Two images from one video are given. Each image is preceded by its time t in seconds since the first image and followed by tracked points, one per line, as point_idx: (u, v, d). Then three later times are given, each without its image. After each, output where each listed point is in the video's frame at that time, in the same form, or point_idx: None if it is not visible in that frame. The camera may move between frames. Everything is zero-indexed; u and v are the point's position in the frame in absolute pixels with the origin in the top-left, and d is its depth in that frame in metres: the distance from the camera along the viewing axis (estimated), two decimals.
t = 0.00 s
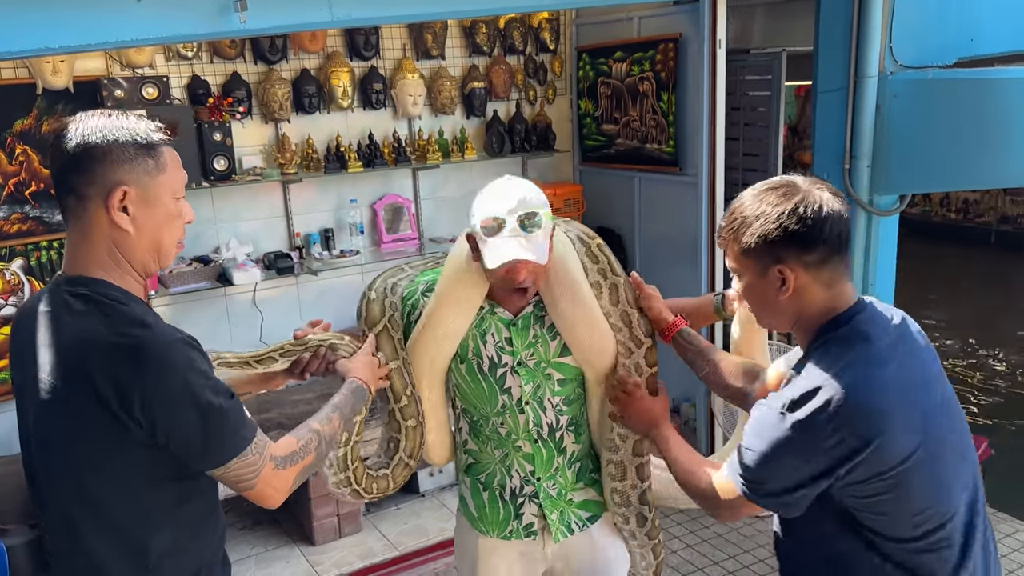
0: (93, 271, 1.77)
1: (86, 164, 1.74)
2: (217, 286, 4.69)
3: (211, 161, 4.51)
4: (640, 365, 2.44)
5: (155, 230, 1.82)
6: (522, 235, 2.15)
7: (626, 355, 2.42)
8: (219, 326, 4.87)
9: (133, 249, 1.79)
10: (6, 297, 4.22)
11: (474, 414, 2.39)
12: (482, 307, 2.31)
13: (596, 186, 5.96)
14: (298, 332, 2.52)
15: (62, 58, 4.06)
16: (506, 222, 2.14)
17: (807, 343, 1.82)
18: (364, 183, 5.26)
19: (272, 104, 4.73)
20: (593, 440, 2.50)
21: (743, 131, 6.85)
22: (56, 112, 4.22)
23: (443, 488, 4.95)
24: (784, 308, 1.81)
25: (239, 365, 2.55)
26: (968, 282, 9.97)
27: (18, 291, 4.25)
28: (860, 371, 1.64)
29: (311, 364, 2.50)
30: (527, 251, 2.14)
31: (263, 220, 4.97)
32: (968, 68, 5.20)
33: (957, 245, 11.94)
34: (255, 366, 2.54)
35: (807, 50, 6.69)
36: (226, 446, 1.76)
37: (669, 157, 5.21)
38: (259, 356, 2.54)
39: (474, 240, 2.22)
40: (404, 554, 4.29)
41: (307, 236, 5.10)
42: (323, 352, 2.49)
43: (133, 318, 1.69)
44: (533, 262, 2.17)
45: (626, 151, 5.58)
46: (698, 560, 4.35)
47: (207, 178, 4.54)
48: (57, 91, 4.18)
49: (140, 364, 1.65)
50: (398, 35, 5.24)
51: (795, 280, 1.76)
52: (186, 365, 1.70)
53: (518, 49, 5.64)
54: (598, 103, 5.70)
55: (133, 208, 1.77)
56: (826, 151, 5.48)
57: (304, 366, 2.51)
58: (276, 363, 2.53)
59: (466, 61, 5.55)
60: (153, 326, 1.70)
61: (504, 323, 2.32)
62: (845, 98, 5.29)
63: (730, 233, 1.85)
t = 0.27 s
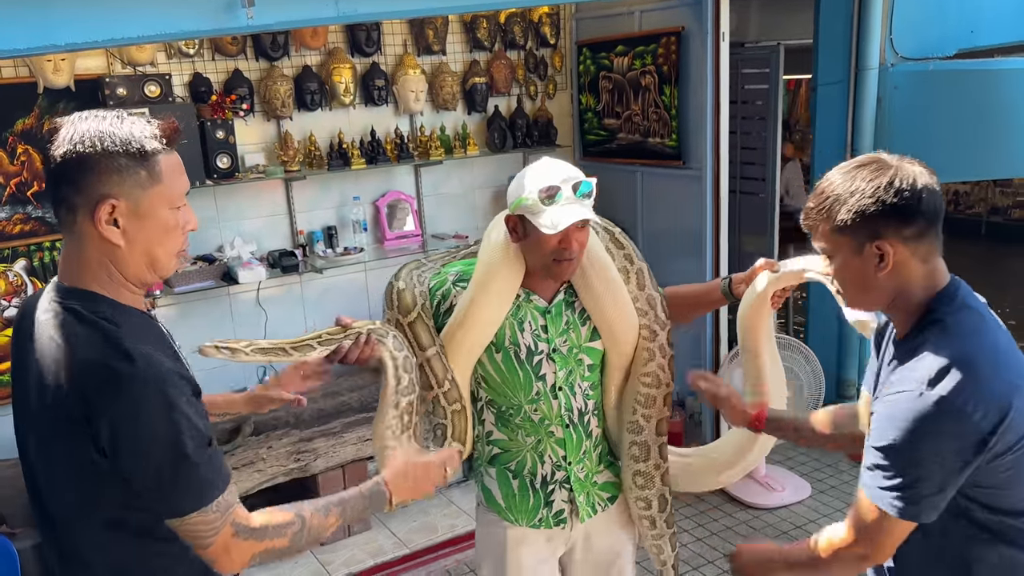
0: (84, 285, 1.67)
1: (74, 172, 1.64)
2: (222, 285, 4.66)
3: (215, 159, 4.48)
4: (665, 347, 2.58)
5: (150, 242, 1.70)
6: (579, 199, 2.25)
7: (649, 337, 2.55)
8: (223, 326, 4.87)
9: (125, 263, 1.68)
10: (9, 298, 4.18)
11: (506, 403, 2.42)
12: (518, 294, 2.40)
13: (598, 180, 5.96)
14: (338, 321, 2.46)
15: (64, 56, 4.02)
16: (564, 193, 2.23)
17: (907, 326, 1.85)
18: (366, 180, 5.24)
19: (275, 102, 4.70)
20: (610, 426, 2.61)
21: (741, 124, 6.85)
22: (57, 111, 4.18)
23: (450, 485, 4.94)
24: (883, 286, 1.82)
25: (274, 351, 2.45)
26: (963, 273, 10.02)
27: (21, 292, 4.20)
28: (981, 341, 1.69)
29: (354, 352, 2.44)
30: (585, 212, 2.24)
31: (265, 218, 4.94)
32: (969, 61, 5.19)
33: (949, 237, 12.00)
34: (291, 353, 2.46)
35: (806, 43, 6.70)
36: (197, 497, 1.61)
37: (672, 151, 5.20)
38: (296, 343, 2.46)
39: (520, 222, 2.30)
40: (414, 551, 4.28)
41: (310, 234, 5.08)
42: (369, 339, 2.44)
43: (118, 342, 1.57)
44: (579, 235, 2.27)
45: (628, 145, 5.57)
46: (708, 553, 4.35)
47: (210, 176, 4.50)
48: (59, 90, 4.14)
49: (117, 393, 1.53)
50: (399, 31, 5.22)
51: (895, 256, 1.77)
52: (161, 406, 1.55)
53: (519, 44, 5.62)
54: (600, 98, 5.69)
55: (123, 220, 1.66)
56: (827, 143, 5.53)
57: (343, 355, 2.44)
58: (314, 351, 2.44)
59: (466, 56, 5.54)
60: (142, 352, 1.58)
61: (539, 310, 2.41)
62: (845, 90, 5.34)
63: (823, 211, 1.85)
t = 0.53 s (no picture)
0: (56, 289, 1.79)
1: (35, 189, 1.76)
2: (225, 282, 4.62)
3: (216, 156, 4.44)
4: (665, 326, 2.67)
5: (111, 249, 1.79)
6: (583, 180, 2.24)
7: (650, 320, 2.64)
8: (224, 325, 4.89)
9: (88, 270, 1.78)
10: (11, 298, 4.15)
11: (520, 389, 2.39)
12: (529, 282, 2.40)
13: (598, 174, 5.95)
14: (393, 290, 2.20)
15: (63, 52, 3.97)
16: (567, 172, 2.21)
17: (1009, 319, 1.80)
18: (368, 176, 5.21)
19: (275, 97, 4.67)
20: (620, 411, 2.73)
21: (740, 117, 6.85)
22: (57, 108, 4.14)
23: (456, 481, 4.92)
24: (990, 270, 1.79)
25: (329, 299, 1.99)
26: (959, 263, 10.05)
27: (22, 291, 4.17)
28: None
29: (405, 322, 2.13)
30: (586, 191, 2.22)
31: (266, 215, 4.91)
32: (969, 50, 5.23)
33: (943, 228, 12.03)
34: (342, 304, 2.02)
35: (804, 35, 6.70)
36: (95, 512, 1.68)
37: (674, 143, 5.19)
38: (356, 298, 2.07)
39: (526, 206, 2.30)
40: (422, 547, 4.26)
41: (312, 230, 5.06)
42: (417, 311, 2.16)
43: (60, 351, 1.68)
44: (585, 216, 2.28)
45: (629, 138, 5.56)
46: (716, 545, 4.35)
47: (212, 172, 4.47)
48: (58, 87, 4.10)
49: (46, 399, 1.65)
50: (399, 25, 5.19)
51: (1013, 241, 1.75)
52: (76, 415, 1.64)
53: (519, 37, 5.60)
54: (600, 91, 5.67)
55: (81, 231, 1.76)
56: (829, 135, 5.53)
57: (396, 323, 2.12)
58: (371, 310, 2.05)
59: (466, 50, 5.51)
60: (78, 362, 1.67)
61: (550, 298, 2.42)
62: (846, 82, 5.33)
63: (941, 185, 1.83)
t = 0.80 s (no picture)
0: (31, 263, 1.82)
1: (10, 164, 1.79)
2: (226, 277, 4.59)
3: (216, 150, 4.41)
4: (633, 316, 2.72)
5: (78, 226, 1.80)
6: (550, 178, 2.22)
7: (620, 311, 2.67)
8: (224, 320, 4.86)
9: (57, 245, 1.79)
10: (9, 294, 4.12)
11: (493, 386, 2.39)
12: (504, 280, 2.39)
13: (598, 168, 5.94)
14: (366, 309, 2.13)
15: (62, 45, 3.93)
16: (534, 170, 2.19)
17: None
18: (368, 170, 5.19)
19: (275, 91, 4.64)
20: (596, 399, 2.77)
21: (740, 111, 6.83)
22: (55, 101, 4.11)
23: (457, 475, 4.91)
24: None
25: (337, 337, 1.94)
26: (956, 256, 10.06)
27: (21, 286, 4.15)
28: None
29: (381, 339, 2.08)
30: (555, 186, 2.21)
31: (267, 209, 4.88)
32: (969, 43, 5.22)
33: (935, 223, 12.02)
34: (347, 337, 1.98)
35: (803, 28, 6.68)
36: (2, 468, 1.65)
37: (675, 137, 5.18)
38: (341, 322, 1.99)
39: (499, 203, 2.27)
40: (425, 541, 4.25)
41: (312, 224, 5.03)
42: (393, 328, 2.12)
43: (6, 314, 1.67)
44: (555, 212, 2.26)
45: (630, 132, 5.55)
46: (719, 539, 4.35)
47: (212, 167, 4.44)
48: (56, 80, 4.07)
49: None
50: (399, 18, 5.16)
51: None
52: None
53: (520, 30, 5.57)
54: (601, 85, 5.65)
55: (49, 205, 1.78)
56: (829, 129, 5.52)
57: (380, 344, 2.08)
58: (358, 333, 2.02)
59: (466, 43, 5.49)
60: (13, 316, 1.67)
61: (524, 296, 2.41)
62: (846, 75, 5.33)
63: None
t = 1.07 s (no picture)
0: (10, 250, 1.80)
1: None
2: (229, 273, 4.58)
3: (221, 145, 4.40)
4: (585, 318, 2.71)
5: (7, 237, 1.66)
6: (485, 171, 2.27)
7: (571, 314, 2.66)
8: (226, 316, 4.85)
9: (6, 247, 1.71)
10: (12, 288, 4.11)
11: (438, 382, 2.39)
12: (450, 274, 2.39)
13: (602, 167, 5.92)
14: (286, 291, 2.09)
15: (66, 38, 3.91)
16: (470, 162, 2.25)
17: None
18: (372, 166, 5.17)
19: (280, 86, 4.62)
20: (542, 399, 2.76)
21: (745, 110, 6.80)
22: (59, 95, 4.10)
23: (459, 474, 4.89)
24: None
25: (258, 326, 1.92)
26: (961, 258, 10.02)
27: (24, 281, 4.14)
28: None
29: (304, 326, 2.07)
30: (494, 179, 2.29)
31: (270, 206, 4.86)
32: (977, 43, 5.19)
33: (939, 224, 11.98)
34: (271, 325, 1.96)
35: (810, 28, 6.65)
36: None
37: (681, 136, 5.16)
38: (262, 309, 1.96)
39: (441, 194, 2.31)
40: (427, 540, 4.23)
41: (316, 221, 5.01)
42: (316, 314, 2.10)
43: None
44: (490, 205, 2.31)
45: (635, 131, 5.53)
46: (722, 540, 4.33)
47: (216, 162, 4.43)
48: (60, 74, 4.05)
49: None
50: (405, 14, 5.14)
51: None
52: None
53: (526, 28, 5.55)
54: (606, 83, 5.62)
55: None
56: (835, 130, 5.49)
57: (297, 329, 2.05)
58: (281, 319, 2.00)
59: (472, 40, 5.46)
60: None
61: (472, 292, 2.42)
62: (853, 75, 5.30)
63: None
